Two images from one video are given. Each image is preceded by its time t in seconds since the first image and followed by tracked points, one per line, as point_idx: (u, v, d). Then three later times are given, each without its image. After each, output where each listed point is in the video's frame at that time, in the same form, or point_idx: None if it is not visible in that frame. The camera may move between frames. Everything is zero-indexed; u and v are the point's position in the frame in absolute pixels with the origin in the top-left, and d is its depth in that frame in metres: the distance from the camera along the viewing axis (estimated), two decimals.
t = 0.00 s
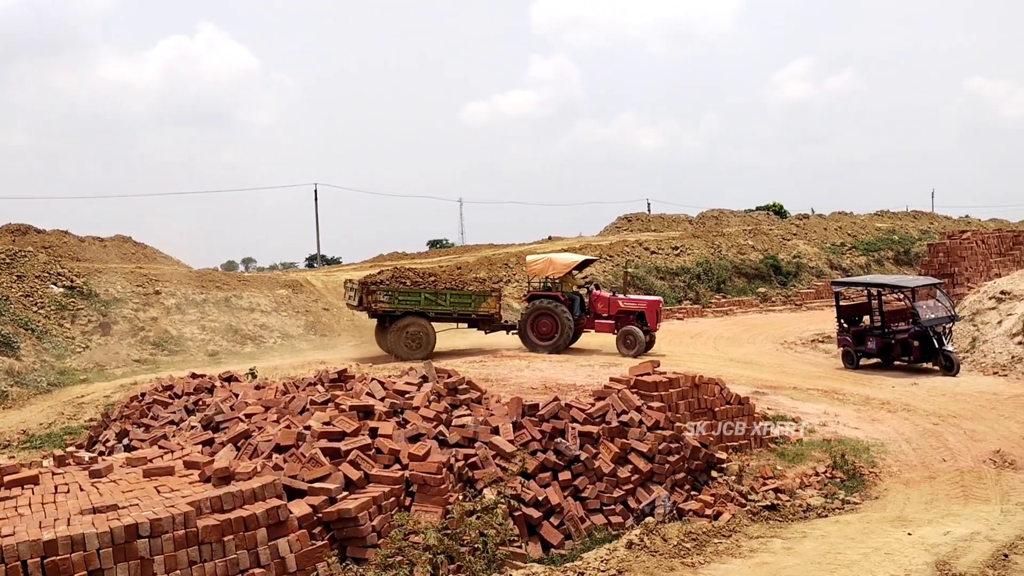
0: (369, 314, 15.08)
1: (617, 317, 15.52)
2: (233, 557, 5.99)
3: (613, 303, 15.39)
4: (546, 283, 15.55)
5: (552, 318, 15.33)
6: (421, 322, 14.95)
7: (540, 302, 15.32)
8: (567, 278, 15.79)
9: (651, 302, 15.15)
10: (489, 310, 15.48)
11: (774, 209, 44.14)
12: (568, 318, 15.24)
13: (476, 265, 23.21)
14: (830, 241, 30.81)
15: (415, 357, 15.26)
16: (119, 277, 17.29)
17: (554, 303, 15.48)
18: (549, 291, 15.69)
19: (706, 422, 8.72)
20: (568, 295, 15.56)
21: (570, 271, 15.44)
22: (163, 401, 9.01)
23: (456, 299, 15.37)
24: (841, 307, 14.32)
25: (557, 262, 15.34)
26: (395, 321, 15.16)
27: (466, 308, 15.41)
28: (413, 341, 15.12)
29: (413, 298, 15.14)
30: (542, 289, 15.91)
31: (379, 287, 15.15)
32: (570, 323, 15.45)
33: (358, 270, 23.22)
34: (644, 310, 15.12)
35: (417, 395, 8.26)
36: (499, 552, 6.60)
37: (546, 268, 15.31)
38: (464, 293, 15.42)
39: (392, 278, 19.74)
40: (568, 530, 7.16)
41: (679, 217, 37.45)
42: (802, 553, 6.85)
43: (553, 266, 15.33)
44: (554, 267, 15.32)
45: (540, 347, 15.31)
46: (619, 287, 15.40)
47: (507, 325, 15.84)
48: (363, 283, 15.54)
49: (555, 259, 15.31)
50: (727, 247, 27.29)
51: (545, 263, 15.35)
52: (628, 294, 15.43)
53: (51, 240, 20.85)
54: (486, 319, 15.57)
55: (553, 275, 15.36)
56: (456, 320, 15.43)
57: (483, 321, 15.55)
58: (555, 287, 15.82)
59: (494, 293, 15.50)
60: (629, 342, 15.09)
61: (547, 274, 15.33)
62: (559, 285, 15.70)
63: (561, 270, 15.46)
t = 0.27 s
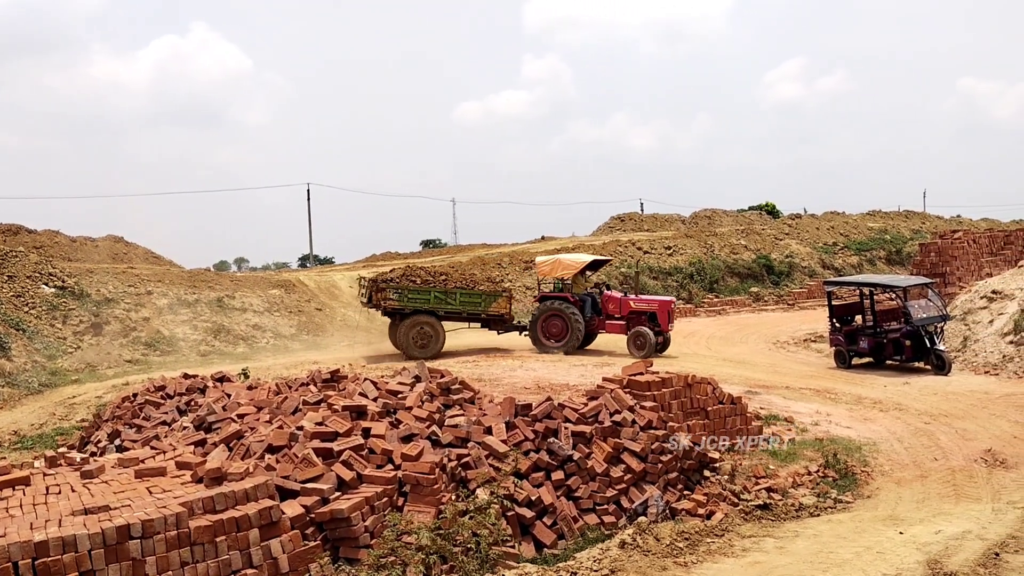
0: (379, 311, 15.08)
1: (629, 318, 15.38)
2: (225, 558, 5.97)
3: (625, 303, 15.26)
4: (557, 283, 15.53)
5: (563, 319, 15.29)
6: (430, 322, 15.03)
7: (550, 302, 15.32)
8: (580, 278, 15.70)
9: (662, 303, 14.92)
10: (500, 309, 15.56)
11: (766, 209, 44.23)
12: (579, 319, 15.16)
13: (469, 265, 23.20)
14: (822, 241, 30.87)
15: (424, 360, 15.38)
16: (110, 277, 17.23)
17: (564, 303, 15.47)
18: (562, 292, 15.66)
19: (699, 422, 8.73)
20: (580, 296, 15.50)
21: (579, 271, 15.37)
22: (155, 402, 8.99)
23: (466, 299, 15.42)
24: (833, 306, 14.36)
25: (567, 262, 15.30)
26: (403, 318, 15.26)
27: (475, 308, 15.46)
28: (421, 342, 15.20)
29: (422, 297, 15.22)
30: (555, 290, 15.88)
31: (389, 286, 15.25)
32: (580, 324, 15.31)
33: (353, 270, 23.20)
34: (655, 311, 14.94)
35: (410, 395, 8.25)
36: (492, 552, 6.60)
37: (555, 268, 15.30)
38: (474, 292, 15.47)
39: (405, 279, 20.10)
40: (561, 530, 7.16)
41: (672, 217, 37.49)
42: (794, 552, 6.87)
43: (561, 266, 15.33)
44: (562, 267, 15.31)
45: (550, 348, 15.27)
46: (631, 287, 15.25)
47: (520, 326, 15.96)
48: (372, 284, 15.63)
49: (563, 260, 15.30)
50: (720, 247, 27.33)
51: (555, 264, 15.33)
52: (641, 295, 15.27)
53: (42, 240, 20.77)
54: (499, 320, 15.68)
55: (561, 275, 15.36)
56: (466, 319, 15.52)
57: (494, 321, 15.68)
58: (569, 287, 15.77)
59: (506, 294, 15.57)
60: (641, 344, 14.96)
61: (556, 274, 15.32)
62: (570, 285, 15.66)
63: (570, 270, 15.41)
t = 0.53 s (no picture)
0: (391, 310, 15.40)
1: (643, 319, 15.27)
2: (219, 559, 5.96)
3: (638, 305, 15.16)
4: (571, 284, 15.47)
5: (575, 320, 15.22)
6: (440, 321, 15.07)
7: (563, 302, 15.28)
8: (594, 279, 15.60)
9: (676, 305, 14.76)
10: (513, 310, 15.49)
11: (760, 210, 44.31)
12: (591, 321, 15.10)
13: (463, 265, 23.21)
14: (816, 241, 30.93)
15: (431, 359, 15.42)
16: (104, 277, 17.20)
17: (577, 304, 15.42)
18: (575, 292, 15.60)
19: (693, 422, 8.74)
20: (593, 297, 15.42)
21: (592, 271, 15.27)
22: (149, 403, 8.97)
23: (477, 299, 15.38)
24: (827, 306, 14.39)
25: (579, 262, 15.22)
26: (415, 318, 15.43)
27: (487, 308, 15.40)
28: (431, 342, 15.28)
29: (434, 297, 15.30)
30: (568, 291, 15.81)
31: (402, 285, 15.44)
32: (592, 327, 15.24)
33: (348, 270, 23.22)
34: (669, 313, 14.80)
35: (404, 396, 8.24)
36: (487, 553, 6.60)
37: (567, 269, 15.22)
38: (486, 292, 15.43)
39: (417, 278, 20.23)
40: (556, 530, 7.16)
41: (666, 217, 37.52)
42: (787, 552, 6.88)
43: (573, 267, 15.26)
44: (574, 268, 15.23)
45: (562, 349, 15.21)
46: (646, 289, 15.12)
47: (534, 326, 15.89)
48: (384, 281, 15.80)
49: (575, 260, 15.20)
50: (714, 247, 27.37)
51: (568, 264, 15.27)
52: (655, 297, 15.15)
53: (35, 241, 20.73)
54: (513, 321, 15.60)
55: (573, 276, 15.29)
56: (478, 319, 15.47)
57: (507, 321, 15.57)
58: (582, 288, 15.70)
59: (518, 293, 15.51)
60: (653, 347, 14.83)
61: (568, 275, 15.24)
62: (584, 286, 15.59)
63: (583, 270, 15.32)
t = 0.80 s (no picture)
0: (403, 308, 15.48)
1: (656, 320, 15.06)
2: (212, 560, 5.95)
3: (652, 305, 14.96)
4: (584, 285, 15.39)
5: (587, 321, 15.10)
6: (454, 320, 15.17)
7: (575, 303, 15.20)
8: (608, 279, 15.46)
9: (688, 306, 14.48)
10: (525, 309, 15.56)
11: (752, 210, 44.42)
12: (604, 322, 14.93)
13: (456, 266, 23.20)
14: (809, 241, 31.00)
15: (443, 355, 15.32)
16: (96, 278, 17.13)
17: (588, 305, 15.32)
18: (588, 293, 15.48)
19: (687, 422, 8.75)
20: (607, 298, 15.30)
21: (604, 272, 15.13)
22: (141, 404, 8.95)
23: (490, 298, 15.51)
24: (820, 306, 14.42)
25: (590, 263, 15.06)
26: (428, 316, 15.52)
27: (500, 307, 15.51)
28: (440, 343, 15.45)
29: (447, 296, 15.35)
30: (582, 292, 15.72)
31: (415, 284, 15.57)
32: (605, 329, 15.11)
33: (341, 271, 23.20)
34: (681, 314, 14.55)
35: (398, 396, 8.23)
36: (480, 553, 6.60)
37: (579, 270, 15.14)
38: (498, 291, 15.55)
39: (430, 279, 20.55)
40: (549, 530, 7.17)
41: (659, 217, 37.56)
42: (780, 551, 6.90)
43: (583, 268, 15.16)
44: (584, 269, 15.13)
45: (575, 350, 15.09)
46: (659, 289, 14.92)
47: (548, 327, 15.91)
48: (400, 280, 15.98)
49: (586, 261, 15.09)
50: (707, 247, 27.41)
51: (579, 265, 15.16)
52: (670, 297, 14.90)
53: (27, 241, 20.64)
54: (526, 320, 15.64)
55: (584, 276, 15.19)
56: (491, 318, 15.59)
57: (521, 321, 15.64)
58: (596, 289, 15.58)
59: (531, 293, 15.51)
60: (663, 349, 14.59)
61: (579, 275, 15.15)
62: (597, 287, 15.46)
63: (595, 270, 15.16)
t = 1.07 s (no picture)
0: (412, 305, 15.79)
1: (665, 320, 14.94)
2: (203, 560, 5.93)
3: (660, 305, 14.83)
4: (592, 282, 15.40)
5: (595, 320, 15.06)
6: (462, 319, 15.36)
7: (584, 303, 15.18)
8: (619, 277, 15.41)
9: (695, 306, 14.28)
10: (534, 309, 15.65)
11: (743, 208, 44.58)
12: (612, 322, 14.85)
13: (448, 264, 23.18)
14: (799, 240, 31.09)
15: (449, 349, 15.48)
16: (86, 277, 17.06)
17: (597, 304, 15.29)
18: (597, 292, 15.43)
19: (678, 420, 8.77)
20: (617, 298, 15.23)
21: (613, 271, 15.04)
22: (132, 403, 8.92)
23: (499, 296, 15.67)
24: (810, 305, 14.44)
25: (598, 262, 14.99)
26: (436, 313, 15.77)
27: (509, 306, 15.65)
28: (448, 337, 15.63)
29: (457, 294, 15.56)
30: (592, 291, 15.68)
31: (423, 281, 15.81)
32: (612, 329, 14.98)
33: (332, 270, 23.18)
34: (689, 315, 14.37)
35: (389, 395, 8.23)
36: (471, 552, 6.60)
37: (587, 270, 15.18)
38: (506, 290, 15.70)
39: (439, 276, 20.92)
40: (541, 529, 7.19)
41: (650, 216, 37.60)
42: (771, 549, 6.93)
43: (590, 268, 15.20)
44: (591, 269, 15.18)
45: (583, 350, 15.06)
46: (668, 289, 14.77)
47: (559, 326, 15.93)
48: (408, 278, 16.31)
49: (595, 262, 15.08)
50: (698, 246, 27.47)
51: (588, 264, 15.09)
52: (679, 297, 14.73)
53: (16, 240, 20.53)
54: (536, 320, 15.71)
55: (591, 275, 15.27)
56: (499, 317, 15.75)
57: (529, 321, 15.73)
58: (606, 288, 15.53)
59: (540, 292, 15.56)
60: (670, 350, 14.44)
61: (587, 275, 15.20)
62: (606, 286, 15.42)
63: (604, 270, 15.07)
